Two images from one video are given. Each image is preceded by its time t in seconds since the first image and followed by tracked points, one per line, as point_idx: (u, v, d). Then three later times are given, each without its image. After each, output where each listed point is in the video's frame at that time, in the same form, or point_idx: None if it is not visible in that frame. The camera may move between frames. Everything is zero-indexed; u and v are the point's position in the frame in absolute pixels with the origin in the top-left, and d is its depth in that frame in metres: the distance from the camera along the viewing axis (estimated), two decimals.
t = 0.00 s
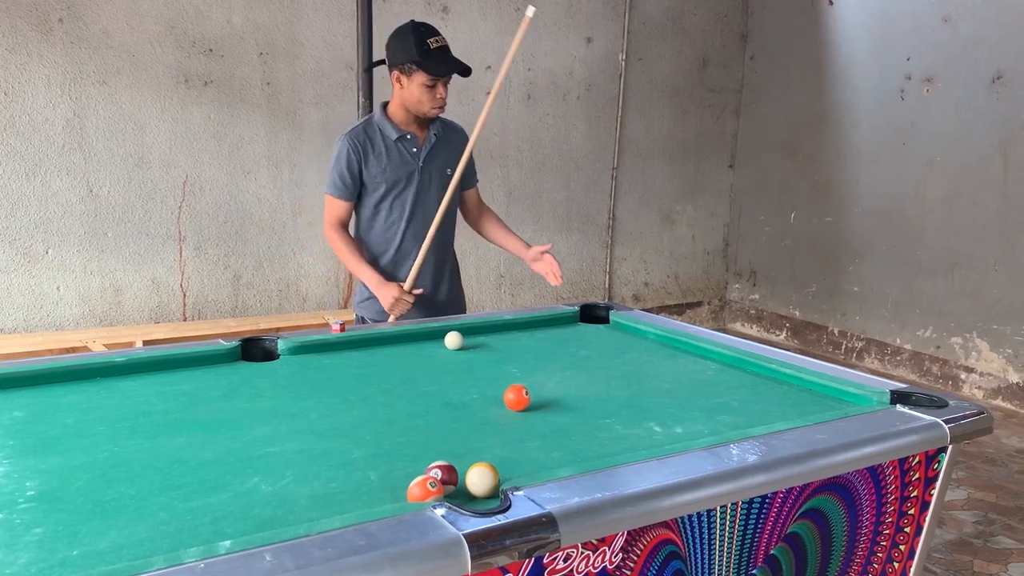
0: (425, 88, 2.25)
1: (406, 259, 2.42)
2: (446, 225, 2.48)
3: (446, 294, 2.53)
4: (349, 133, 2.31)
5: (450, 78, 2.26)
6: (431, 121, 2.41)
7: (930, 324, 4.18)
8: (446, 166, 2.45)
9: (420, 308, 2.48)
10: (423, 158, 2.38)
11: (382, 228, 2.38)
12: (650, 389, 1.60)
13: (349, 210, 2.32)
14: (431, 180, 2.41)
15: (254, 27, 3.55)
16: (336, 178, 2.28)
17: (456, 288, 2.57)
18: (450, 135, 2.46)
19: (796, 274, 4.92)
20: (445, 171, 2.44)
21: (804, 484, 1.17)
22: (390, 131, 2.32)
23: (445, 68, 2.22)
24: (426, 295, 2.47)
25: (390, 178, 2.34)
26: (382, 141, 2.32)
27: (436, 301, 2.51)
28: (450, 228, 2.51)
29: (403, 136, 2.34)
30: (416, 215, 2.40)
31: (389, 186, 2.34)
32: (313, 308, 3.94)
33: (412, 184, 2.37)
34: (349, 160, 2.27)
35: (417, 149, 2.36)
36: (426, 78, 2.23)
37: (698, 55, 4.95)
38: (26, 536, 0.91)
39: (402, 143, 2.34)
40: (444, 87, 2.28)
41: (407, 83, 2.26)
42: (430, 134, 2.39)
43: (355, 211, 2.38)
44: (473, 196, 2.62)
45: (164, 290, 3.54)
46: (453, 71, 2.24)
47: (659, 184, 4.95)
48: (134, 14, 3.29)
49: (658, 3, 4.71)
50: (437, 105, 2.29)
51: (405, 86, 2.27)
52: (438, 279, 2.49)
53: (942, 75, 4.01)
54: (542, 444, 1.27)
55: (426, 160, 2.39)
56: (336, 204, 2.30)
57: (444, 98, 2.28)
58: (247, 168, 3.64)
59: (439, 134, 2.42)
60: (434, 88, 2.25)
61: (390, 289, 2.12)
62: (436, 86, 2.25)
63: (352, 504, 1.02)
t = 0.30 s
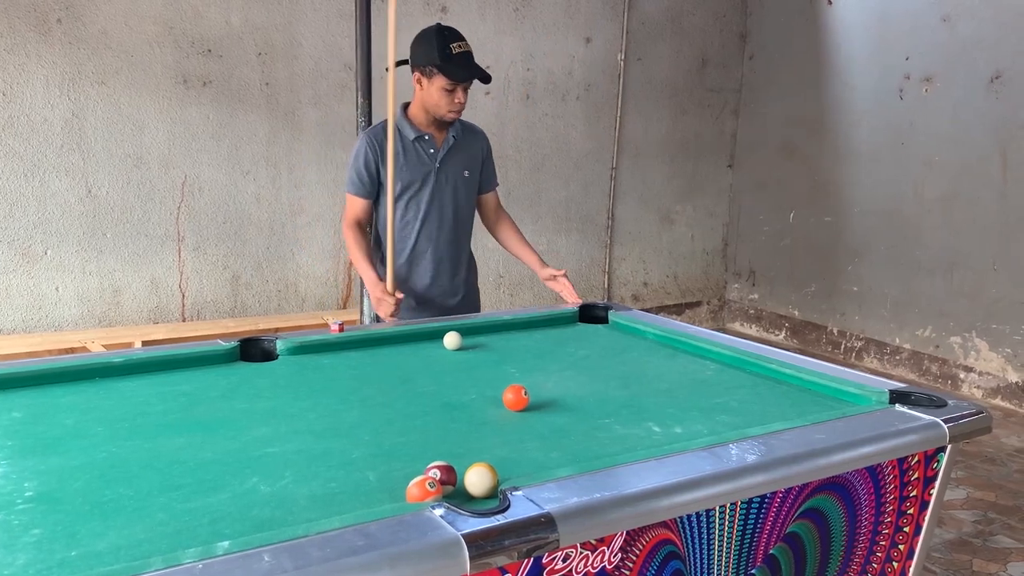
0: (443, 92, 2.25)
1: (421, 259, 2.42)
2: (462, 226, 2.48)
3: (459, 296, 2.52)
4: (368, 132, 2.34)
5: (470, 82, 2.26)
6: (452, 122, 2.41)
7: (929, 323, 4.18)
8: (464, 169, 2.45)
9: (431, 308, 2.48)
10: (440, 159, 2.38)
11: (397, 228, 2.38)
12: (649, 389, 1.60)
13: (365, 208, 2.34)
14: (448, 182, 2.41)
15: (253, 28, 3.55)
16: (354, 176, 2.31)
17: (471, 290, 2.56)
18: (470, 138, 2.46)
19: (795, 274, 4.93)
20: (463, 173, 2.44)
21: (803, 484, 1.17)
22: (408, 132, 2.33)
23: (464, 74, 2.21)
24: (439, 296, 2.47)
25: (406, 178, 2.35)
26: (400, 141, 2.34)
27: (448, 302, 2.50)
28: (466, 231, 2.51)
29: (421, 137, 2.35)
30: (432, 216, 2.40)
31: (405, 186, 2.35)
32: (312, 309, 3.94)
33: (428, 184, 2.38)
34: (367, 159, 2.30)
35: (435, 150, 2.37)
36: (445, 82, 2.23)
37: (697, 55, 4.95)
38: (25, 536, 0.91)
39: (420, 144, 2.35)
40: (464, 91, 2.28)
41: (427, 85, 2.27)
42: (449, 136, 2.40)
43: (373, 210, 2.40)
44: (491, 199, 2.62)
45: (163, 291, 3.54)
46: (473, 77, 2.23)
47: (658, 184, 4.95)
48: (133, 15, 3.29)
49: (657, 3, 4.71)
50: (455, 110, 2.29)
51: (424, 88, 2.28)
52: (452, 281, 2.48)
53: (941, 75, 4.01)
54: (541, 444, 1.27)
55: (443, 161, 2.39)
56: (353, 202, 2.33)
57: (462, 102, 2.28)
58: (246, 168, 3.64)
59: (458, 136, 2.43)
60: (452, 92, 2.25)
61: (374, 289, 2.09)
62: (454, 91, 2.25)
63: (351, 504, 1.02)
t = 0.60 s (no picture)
0: (453, 93, 2.25)
1: (426, 258, 2.42)
2: (468, 226, 2.48)
3: (464, 296, 2.52)
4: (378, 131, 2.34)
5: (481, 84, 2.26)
6: (462, 123, 2.41)
7: (929, 322, 4.18)
8: (472, 169, 2.44)
9: (434, 307, 2.48)
10: (448, 159, 2.38)
11: (403, 226, 2.38)
12: (648, 389, 1.60)
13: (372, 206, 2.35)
14: (455, 182, 2.41)
15: (253, 28, 3.55)
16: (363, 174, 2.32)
17: (475, 290, 2.56)
18: (479, 139, 2.46)
19: (795, 273, 4.93)
20: (471, 174, 2.44)
21: (803, 483, 1.17)
22: (418, 131, 2.33)
23: (476, 75, 2.22)
24: (443, 295, 2.47)
25: (414, 177, 2.35)
26: (410, 140, 2.34)
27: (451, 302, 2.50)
28: (472, 231, 2.50)
29: (430, 136, 2.35)
30: (439, 215, 2.40)
31: (412, 185, 2.35)
32: (312, 309, 3.94)
33: (436, 184, 2.38)
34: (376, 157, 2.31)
35: (444, 150, 2.37)
36: (456, 82, 2.23)
37: (697, 55, 4.95)
38: (24, 537, 0.91)
39: (429, 143, 2.35)
40: (474, 93, 2.28)
41: (438, 85, 2.27)
42: (458, 136, 2.40)
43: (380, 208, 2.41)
44: (498, 201, 2.61)
45: (163, 291, 3.54)
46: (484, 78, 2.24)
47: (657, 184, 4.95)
48: (132, 15, 3.29)
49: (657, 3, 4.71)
50: (465, 110, 2.29)
51: (435, 87, 2.28)
52: (456, 281, 2.48)
53: (941, 74, 4.00)
54: (541, 444, 1.27)
55: (451, 161, 2.39)
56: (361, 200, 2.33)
57: (472, 103, 2.28)
58: (246, 169, 3.64)
59: (467, 137, 2.42)
60: (463, 93, 2.25)
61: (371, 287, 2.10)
62: (465, 91, 2.26)
63: (351, 504, 1.02)
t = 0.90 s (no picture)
0: (454, 90, 2.25)
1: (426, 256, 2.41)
2: (469, 225, 2.47)
3: (464, 294, 2.51)
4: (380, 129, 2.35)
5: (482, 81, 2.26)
6: (463, 122, 2.41)
7: (929, 323, 4.17)
8: (473, 168, 2.44)
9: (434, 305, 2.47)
10: (450, 157, 2.38)
11: (404, 224, 2.38)
12: (648, 389, 1.60)
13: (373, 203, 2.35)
14: (456, 180, 2.40)
15: (253, 28, 3.55)
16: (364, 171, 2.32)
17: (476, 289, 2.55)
18: (481, 139, 2.46)
19: (795, 273, 4.92)
20: (472, 173, 2.44)
21: (804, 484, 1.17)
22: (419, 129, 2.33)
23: (477, 72, 2.22)
24: (443, 294, 2.46)
25: (415, 175, 2.35)
26: (411, 138, 2.34)
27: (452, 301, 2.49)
28: (473, 230, 2.50)
29: (431, 135, 2.35)
30: (439, 213, 2.39)
31: (413, 183, 2.35)
32: (312, 309, 3.94)
33: (437, 182, 2.37)
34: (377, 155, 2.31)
35: (445, 148, 2.37)
36: (457, 79, 2.23)
37: (697, 55, 4.95)
38: (24, 538, 0.91)
39: (430, 142, 2.35)
40: (475, 91, 2.28)
41: (439, 82, 2.27)
42: (460, 135, 2.39)
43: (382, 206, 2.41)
44: (501, 200, 2.61)
45: (163, 291, 3.54)
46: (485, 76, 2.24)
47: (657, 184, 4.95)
48: (132, 15, 3.29)
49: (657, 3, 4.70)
50: (465, 108, 2.28)
51: (436, 85, 2.28)
52: (456, 279, 2.47)
53: (941, 74, 4.00)
54: (541, 445, 1.27)
55: (452, 160, 2.39)
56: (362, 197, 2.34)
57: (473, 101, 2.28)
58: (246, 169, 3.63)
59: (468, 136, 2.42)
60: (464, 90, 2.25)
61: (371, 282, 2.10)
62: (466, 89, 2.25)
63: (351, 504, 1.02)
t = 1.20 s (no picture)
0: (454, 89, 2.25)
1: (426, 255, 2.41)
2: (468, 224, 2.47)
3: (463, 294, 2.50)
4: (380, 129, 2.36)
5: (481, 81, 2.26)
6: (463, 122, 2.42)
7: (929, 323, 4.17)
8: (473, 168, 2.44)
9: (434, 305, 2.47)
10: (449, 157, 2.38)
11: (403, 223, 2.39)
12: (648, 389, 1.60)
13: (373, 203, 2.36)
14: (456, 180, 2.40)
15: (253, 28, 3.55)
16: (364, 171, 2.33)
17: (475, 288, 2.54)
18: (481, 139, 2.46)
19: (795, 273, 4.92)
20: (472, 172, 2.44)
21: (804, 484, 1.17)
22: (418, 128, 2.34)
23: (477, 72, 2.22)
24: (443, 293, 2.46)
25: (414, 174, 2.35)
26: (410, 138, 2.35)
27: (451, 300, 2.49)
28: (473, 229, 2.50)
29: (430, 134, 2.35)
30: (438, 212, 2.39)
31: (412, 182, 2.35)
32: (312, 309, 3.93)
33: (436, 181, 2.37)
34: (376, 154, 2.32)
35: (444, 147, 2.37)
36: (456, 79, 2.23)
37: (697, 55, 4.95)
38: (23, 538, 0.91)
39: (429, 141, 2.36)
40: (474, 90, 2.28)
41: (438, 82, 2.27)
42: (459, 134, 2.40)
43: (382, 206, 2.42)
44: (502, 199, 2.61)
45: (163, 291, 3.54)
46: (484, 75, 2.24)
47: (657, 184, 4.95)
48: (132, 15, 3.29)
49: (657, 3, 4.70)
50: (465, 108, 2.28)
51: (436, 84, 2.28)
52: (456, 278, 2.46)
53: (941, 74, 4.00)
54: (541, 445, 1.27)
55: (452, 159, 2.39)
56: (362, 197, 2.35)
57: (473, 100, 2.28)
58: (246, 169, 3.63)
59: (468, 136, 2.42)
60: (464, 89, 2.26)
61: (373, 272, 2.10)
62: (466, 88, 2.26)
63: (350, 504, 1.02)
